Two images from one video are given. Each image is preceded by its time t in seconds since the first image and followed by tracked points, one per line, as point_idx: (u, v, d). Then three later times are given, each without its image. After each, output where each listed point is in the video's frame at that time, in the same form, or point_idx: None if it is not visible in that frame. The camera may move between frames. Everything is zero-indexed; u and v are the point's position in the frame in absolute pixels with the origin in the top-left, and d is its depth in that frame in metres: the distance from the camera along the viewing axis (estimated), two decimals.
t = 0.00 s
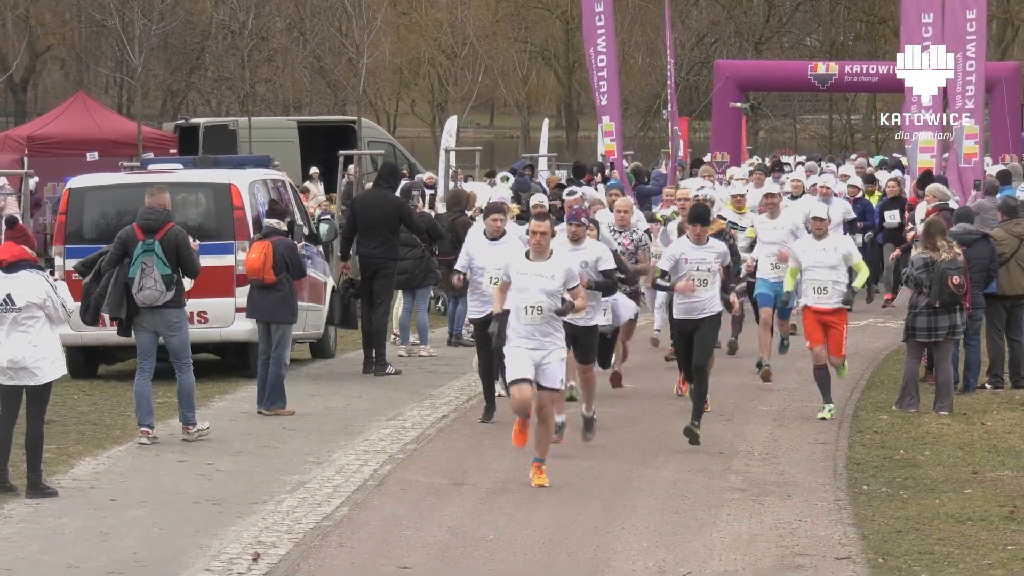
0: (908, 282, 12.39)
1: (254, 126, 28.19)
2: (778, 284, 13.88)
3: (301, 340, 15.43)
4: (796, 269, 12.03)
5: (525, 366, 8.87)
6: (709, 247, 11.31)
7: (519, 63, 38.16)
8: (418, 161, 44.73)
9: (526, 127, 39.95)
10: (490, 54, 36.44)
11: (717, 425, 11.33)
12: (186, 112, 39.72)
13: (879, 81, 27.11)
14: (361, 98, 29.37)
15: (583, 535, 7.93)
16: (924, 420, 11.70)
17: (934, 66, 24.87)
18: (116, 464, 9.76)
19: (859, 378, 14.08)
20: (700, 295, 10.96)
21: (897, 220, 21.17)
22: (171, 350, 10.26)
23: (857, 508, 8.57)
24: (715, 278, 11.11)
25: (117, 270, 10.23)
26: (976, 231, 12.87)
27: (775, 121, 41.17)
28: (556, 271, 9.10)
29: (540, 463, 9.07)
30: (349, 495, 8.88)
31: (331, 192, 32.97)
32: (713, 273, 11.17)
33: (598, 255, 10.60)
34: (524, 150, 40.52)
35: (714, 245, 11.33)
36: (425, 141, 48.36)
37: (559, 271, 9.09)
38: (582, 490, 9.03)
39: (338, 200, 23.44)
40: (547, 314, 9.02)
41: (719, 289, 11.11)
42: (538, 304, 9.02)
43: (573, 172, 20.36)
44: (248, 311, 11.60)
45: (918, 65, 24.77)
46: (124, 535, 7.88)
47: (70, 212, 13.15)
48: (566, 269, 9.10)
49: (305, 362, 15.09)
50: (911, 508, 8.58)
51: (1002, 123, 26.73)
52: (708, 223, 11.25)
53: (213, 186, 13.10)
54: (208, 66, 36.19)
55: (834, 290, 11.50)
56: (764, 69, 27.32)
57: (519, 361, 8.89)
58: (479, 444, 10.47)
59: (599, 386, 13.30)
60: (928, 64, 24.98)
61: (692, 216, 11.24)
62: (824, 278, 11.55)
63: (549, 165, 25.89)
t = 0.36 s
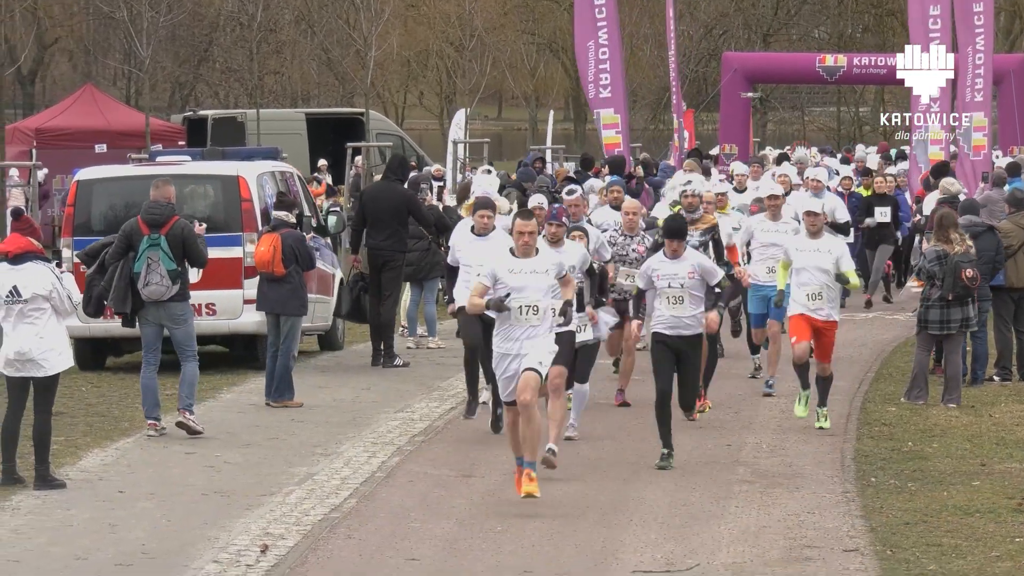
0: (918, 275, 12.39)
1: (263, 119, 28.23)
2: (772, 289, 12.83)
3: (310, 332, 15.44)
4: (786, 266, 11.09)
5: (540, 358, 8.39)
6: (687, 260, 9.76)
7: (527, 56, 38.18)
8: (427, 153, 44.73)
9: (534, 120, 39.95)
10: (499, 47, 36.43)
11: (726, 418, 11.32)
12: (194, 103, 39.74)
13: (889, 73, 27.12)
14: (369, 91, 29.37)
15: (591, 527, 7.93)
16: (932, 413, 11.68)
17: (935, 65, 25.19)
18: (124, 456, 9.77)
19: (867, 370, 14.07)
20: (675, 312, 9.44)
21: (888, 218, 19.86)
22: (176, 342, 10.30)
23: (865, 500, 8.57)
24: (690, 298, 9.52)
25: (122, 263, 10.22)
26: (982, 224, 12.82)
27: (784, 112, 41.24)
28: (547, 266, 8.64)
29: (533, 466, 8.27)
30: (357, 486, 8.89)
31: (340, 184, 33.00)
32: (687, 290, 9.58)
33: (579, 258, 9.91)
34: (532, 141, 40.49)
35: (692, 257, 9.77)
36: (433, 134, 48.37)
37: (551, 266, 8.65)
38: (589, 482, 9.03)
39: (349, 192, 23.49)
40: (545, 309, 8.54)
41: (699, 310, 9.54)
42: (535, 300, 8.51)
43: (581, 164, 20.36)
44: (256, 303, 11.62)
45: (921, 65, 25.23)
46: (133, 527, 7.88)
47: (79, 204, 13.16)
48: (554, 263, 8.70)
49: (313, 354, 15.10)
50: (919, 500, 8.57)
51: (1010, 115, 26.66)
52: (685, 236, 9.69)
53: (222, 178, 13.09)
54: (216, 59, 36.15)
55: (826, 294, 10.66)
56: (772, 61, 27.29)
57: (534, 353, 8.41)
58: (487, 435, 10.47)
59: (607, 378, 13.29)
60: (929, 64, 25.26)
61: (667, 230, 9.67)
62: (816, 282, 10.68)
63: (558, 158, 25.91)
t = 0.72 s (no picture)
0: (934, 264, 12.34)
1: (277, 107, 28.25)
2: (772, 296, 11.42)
3: (323, 321, 15.47)
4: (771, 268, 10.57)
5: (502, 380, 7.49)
6: (682, 262, 8.80)
7: (541, 45, 38.11)
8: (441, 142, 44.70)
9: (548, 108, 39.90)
10: (512, 35, 36.40)
11: (739, 407, 11.31)
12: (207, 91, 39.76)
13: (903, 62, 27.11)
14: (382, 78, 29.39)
15: (603, 516, 7.93)
16: (945, 401, 11.65)
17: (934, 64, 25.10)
18: (138, 444, 9.80)
19: (880, 358, 14.04)
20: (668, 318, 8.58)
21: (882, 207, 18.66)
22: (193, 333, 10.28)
23: (879, 488, 8.55)
24: (685, 301, 8.64)
25: (144, 254, 10.22)
26: (995, 212, 12.80)
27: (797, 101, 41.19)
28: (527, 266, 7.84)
29: (503, 502, 7.29)
30: (370, 475, 8.90)
31: (353, 172, 33.02)
32: (682, 294, 8.66)
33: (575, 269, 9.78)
34: (545, 130, 40.47)
35: (688, 258, 8.80)
36: (446, 122, 48.36)
37: (529, 266, 7.83)
38: (602, 471, 9.02)
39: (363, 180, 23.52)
40: (520, 320, 7.68)
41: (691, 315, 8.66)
42: (507, 305, 7.68)
43: (594, 153, 20.34)
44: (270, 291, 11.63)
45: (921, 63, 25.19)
46: (147, 515, 7.90)
47: (92, 193, 13.16)
48: (546, 262, 7.86)
49: (327, 342, 15.12)
50: (932, 489, 8.54)
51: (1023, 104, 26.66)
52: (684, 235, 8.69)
53: (235, 167, 13.09)
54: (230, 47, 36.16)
55: (817, 291, 10.17)
56: (786, 49, 27.22)
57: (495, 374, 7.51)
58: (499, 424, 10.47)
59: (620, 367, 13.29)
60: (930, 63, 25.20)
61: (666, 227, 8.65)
62: (807, 277, 10.18)
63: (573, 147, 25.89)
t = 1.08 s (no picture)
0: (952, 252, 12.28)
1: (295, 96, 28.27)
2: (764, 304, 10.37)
3: (341, 310, 15.48)
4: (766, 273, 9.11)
5: (532, 417, 6.65)
6: (683, 254, 8.25)
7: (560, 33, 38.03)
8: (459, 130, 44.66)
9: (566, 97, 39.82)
10: (530, 23, 36.35)
11: (757, 396, 11.28)
12: (224, 79, 39.78)
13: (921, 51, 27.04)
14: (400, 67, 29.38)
15: (621, 505, 7.90)
16: (964, 390, 11.60)
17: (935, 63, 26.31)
18: (157, 433, 9.81)
19: (899, 347, 13.99)
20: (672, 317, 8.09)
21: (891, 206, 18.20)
22: (221, 323, 10.26)
23: (897, 477, 8.51)
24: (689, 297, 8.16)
25: (179, 245, 10.22)
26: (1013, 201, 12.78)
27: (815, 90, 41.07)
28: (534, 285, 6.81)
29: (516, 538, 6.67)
30: (387, 463, 8.90)
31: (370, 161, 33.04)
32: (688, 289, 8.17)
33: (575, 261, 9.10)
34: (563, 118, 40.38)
35: (691, 250, 8.27)
36: (465, 111, 48.32)
37: (538, 288, 6.80)
38: (620, 460, 8.99)
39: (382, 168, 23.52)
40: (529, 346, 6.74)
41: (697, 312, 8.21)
42: (517, 330, 6.70)
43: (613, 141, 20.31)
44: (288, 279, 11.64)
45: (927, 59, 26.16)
46: (165, 503, 7.92)
47: (110, 180, 13.14)
48: (546, 278, 6.82)
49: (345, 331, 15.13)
50: (950, 478, 8.50)
51: None
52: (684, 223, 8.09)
53: (254, 155, 13.10)
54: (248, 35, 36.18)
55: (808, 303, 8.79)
56: (804, 38, 27.14)
57: (525, 411, 6.65)
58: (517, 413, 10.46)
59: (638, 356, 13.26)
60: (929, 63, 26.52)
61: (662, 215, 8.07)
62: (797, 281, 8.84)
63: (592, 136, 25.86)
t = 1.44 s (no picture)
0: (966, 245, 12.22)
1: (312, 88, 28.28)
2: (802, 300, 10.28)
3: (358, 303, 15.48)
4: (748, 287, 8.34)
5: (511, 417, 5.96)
6: (670, 266, 7.30)
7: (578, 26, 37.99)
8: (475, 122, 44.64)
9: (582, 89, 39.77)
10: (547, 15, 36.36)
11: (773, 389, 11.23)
12: (241, 72, 39.83)
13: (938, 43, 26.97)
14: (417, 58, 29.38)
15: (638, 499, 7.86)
16: (981, 383, 11.54)
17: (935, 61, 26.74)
18: (173, 426, 9.81)
19: (916, 340, 13.94)
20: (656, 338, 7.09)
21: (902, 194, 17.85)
22: (239, 316, 10.22)
23: (915, 470, 8.47)
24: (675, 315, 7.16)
25: (201, 237, 10.19)
26: None
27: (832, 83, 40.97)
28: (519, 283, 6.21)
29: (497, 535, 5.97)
30: (404, 456, 8.88)
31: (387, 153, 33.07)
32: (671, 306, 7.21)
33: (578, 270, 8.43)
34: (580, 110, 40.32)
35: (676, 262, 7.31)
36: (481, 103, 48.29)
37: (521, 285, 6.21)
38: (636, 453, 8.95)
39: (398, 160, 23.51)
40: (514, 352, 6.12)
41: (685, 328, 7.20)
42: (501, 337, 6.06)
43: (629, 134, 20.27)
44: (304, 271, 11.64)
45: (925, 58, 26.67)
46: (182, 496, 7.92)
47: (128, 172, 13.17)
48: (527, 275, 6.26)
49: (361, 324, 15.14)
50: (967, 471, 8.45)
51: None
52: (668, 229, 7.14)
53: (270, 148, 13.09)
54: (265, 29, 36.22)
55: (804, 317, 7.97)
56: (822, 30, 27.05)
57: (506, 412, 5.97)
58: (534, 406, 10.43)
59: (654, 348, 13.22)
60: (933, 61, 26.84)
61: (644, 221, 7.08)
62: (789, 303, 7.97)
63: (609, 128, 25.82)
